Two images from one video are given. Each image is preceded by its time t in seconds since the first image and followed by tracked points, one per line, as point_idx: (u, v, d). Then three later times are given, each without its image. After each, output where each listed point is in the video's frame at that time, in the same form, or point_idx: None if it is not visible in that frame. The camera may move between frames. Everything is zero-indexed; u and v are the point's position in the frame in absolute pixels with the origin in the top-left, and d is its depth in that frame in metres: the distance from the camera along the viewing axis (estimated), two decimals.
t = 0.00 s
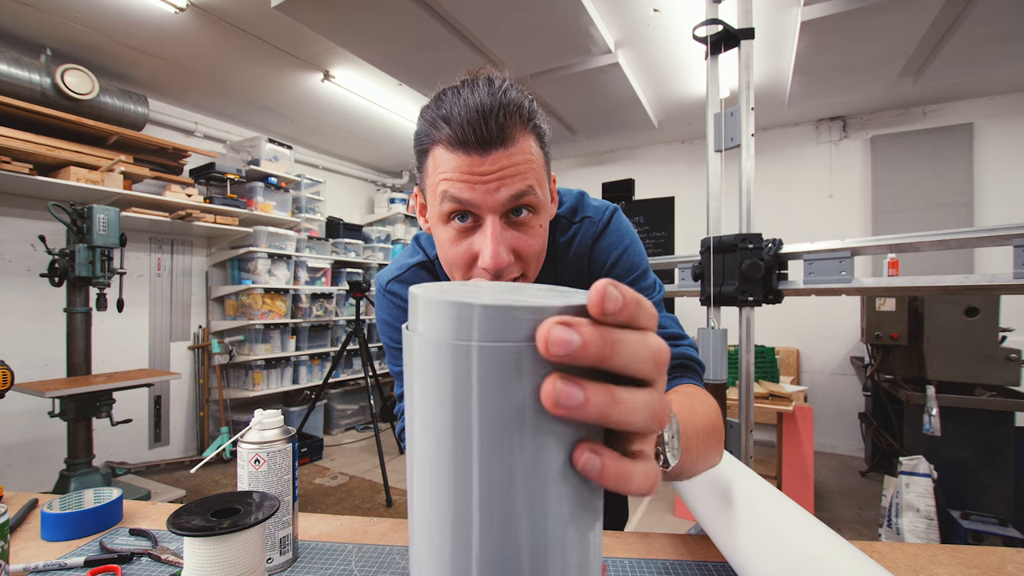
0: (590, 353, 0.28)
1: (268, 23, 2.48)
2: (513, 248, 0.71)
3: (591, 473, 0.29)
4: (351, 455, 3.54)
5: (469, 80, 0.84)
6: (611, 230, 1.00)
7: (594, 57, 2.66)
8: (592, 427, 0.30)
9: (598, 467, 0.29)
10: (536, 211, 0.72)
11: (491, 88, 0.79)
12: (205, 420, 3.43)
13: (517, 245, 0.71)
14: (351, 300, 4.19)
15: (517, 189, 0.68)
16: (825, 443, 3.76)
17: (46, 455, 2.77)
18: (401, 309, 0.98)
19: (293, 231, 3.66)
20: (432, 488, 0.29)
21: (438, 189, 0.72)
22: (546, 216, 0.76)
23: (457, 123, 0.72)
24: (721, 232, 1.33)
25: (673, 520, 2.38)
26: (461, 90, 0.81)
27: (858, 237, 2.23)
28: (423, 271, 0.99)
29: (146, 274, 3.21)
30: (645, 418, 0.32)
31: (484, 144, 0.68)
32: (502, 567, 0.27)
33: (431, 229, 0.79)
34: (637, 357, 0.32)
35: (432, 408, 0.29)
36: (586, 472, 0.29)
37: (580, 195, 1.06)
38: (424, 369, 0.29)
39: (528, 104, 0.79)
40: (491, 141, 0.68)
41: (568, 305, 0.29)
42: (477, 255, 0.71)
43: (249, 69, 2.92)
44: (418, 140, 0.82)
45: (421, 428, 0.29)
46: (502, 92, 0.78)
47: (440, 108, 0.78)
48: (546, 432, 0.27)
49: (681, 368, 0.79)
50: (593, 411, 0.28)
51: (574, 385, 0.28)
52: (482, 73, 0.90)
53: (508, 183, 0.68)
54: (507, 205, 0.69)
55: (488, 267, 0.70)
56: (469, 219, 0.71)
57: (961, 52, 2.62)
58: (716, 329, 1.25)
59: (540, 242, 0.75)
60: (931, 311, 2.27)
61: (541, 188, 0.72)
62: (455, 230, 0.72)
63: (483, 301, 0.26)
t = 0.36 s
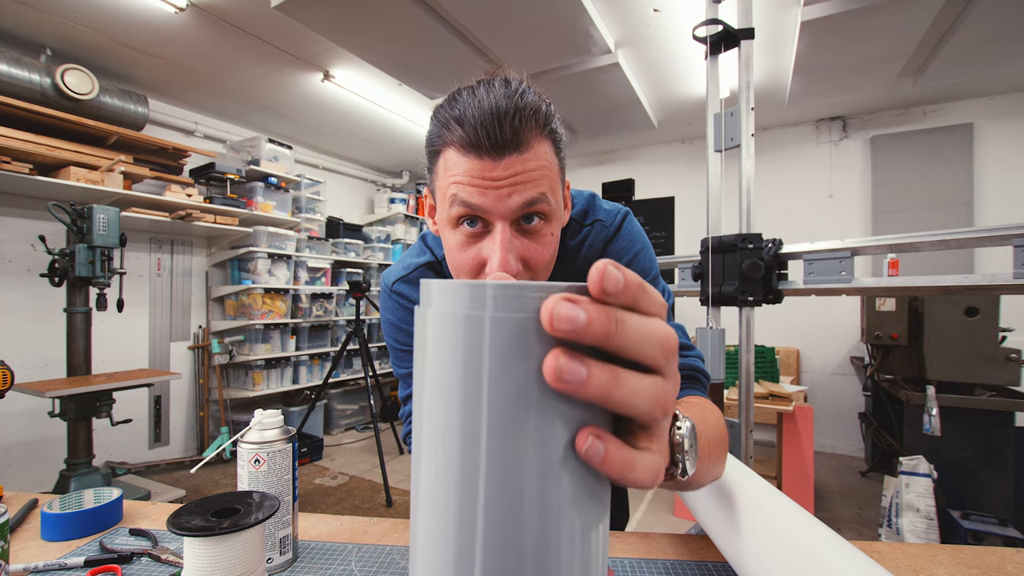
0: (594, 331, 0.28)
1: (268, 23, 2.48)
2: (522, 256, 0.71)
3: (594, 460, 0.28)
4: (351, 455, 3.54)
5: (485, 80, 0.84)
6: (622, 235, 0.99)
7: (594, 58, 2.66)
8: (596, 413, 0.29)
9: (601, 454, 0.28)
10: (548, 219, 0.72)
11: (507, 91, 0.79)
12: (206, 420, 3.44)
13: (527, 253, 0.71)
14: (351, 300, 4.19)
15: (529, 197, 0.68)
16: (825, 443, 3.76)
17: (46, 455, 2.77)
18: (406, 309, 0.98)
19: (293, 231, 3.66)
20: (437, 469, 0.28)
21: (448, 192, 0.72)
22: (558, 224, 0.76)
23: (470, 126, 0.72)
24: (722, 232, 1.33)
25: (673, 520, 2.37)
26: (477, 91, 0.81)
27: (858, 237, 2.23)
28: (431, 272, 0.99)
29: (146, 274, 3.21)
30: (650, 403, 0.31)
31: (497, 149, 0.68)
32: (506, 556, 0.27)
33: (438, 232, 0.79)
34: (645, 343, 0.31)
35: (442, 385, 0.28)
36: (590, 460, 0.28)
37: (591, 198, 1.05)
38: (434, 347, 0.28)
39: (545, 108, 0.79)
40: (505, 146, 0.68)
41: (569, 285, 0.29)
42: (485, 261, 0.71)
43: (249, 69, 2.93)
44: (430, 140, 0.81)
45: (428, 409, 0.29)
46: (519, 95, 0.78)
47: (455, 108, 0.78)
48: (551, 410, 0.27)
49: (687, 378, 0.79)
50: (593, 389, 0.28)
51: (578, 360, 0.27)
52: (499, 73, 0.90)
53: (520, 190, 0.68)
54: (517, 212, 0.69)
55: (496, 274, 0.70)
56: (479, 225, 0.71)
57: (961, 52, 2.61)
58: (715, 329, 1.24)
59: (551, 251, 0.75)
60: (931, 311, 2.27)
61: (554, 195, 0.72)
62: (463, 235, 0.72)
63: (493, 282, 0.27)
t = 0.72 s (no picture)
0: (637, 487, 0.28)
1: (268, 23, 2.48)
2: (523, 252, 0.71)
3: None
4: (351, 455, 3.54)
5: (489, 79, 0.84)
6: (622, 239, 1.00)
7: (594, 57, 2.66)
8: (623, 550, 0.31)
9: None
10: (549, 216, 0.72)
11: (510, 89, 0.79)
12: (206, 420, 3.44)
13: (527, 249, 0.71)
14: (351, 300, 4.19)
15: (530, 192, 0.68)
16: (825, 443, 3.76)
17: (46, 455, 2.77)
18: (405, 308, 0.99)
19: (293, 231, 3.66)
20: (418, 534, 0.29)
21: (450, 188, 0.72)
22: (559, 222, 0.76)
23: (473, 122, 0.72)
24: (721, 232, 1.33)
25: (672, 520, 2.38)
26: (480, 90, 0.81)
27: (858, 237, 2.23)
28: (431, 270, 0.99)
29: (146, 274, 3.21)
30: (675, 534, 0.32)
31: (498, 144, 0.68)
32: None
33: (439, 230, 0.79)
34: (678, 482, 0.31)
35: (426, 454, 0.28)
36: None
37: (592, 200, 1.06)
38: (418, 416, 0.28)
39: (548, 106, 0.79)
40: (507, 142, 0.68)
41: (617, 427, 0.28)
42: (485, 258, 0.71)
43: (249, 69, 2.93)
44: (433, 138, 0.82)
45: (412, 483, 0.29)
46: (521, 93, 0.78)
47: (458, 106, 0.78)
48: (553, 529, 0.26)
49: (685, 388, 0.77)
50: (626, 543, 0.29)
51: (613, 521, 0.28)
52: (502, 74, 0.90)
53: (522, 185, 0.67)
54: (519, 208, 0.69)
55: (497, 270, 0.69)
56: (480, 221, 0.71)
57: (961, 52, 2.62)
58: (713, 328, 1.24)
59: (551, 250, 0.74)
60: (931, 311, 2.27)
61: (555, 193, 0.72)
62: (465, 231, 0.72)
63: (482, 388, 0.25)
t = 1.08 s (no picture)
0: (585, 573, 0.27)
1: (268, 23, 2.48)
2: (519, 259, 0.71)
3: None
4: (351, 455, 3.53)
5: (485, 85, 0.84)
6: (624, 242, 0.99)
7: (594, 57, 2.66)
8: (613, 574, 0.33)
9: None
10: (545, 223, 0.72)
11: (506, 95, 0.79)
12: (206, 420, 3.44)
13: (523, 256, 0.71)
14: (351, 300, 4.19)
15: (527, 199, 0.68)
16: (825, 443, 3.76)
17: (46, 455, 2.77)
18: (403, 309, 0.99)
19: (293, 231, 3.66)
20: (412, 510, 0.27)
21: (445, 193, 0.72)
22: (555, 228, 0.76)
23: (468, 128, 0.72)
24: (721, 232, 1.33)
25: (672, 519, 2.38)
26: (476, 95, 0.81)
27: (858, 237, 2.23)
28: (428, 272, 0.99)
29: (146, 274, 3.21)
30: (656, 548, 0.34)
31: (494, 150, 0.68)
32: None
33: (435, 235, 0.79)
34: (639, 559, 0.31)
35: (418, 432, 0.26)
36: None
37: (592, 203, 1.05)
38: (408, 393, 0.27)
39: (544, 111, 0.79)
40: (503, 149, 0.68)
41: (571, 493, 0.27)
42: (481, 264, 0.71)
43: (249, 69, 2.93)
44: (429, 143, 0.81)
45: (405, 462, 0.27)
46: (517, 99, 0.78)
47: (453, 111, 0.78)
48: (540, 511, 0.25)
49: (679, 398, 0.79)
50: None
51: None
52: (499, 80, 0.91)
53: (517, 193, 0.67)
54: (515, 215, 0.69)
55: (492, 277, 0.69)
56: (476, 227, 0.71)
57: (961, 52, 2.61)
58: (711, 329, 1.24)
59: (548, 255, 0.74)
60: (932, 311, 2.27)
61: (551, 198, 0.72)
62: (460, 237, 0.72)
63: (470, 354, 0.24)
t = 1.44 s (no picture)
0: None
1: (268, 23, 2.48)
2: (516, 260, 0.71)
3: None
4: (351, 455, 3.53)
5: (482, 85, 0.84)
6: (622, 242, 0.99)
7: (594, 57, 2.66)
8: None
9: None
10: (541, 224, 0.72)
11: (503, 95, 0.79)
12: (206, 420, 3.44)
13: (520, 257, 0.71)
14: (351, 300, 4.19)
15: (523, 201, 0.68)
16: (826, 443, 3.76)
17: (46, 455, 2.77)
18: (401, 310, 0.99)
19: (293, 231, 3.66)
20: (401, 514, 0.27)
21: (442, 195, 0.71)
22: (552, 229, 0.76)
23: (465, 130, 0.72)
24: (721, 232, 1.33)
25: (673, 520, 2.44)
26: (473, 96, 0.80)
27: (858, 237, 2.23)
28: (427, 273, 0.99)
29: (146, 274, 3.21)
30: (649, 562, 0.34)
31: (491, 153, 0.68)
32: None
33: (432, 235, 0.79)
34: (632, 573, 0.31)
35: (408, 441, 0.26)
36: None
37: (590, 204, 1.05)
38: (398, 400, 0.26)
39: (541, 115, 0.79)
40: (499, 151, 0.68)
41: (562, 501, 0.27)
42: (477, 265, 0.71)
43: (249, 69, 2.93)
44: (426, 144, 0.81)
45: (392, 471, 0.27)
46: (514, 100, 0.78)
47: (449, 113, 0.78)
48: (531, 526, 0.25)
49: (679, 399, 0.79)
50: None
51: None
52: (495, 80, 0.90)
53: (513, 195, 0.67)
54: (511, 216, 0.68)
55: (489, 279, 0.69)
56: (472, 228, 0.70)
57: (961, 52, 2.61)
58: (712, 329, 1.24)
59: (545, 256, 0.75)
60: (931, 311, 2.27)
61: (547, 200, 0.72)
62: (456, 238, 0.72)
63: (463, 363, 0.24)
